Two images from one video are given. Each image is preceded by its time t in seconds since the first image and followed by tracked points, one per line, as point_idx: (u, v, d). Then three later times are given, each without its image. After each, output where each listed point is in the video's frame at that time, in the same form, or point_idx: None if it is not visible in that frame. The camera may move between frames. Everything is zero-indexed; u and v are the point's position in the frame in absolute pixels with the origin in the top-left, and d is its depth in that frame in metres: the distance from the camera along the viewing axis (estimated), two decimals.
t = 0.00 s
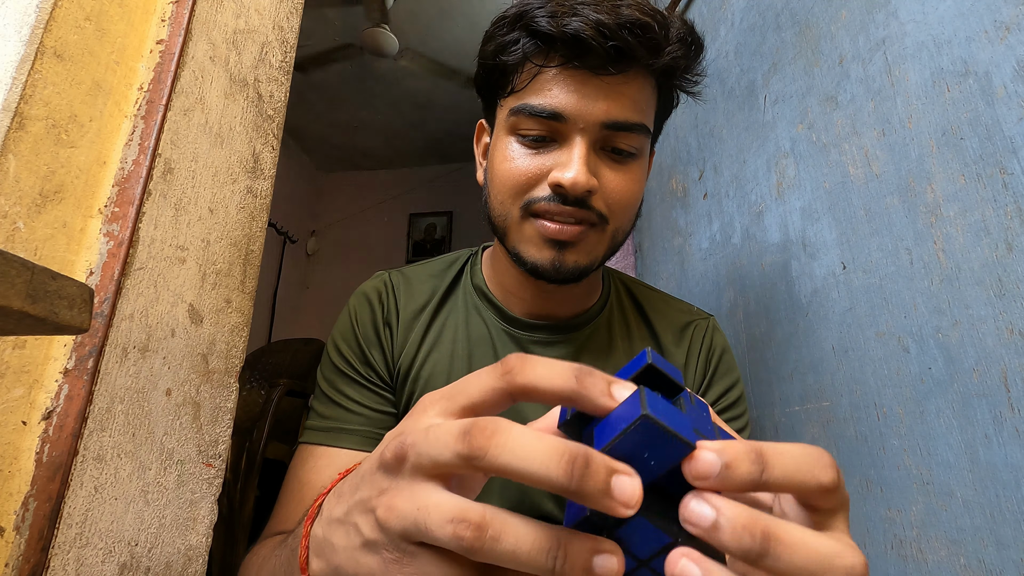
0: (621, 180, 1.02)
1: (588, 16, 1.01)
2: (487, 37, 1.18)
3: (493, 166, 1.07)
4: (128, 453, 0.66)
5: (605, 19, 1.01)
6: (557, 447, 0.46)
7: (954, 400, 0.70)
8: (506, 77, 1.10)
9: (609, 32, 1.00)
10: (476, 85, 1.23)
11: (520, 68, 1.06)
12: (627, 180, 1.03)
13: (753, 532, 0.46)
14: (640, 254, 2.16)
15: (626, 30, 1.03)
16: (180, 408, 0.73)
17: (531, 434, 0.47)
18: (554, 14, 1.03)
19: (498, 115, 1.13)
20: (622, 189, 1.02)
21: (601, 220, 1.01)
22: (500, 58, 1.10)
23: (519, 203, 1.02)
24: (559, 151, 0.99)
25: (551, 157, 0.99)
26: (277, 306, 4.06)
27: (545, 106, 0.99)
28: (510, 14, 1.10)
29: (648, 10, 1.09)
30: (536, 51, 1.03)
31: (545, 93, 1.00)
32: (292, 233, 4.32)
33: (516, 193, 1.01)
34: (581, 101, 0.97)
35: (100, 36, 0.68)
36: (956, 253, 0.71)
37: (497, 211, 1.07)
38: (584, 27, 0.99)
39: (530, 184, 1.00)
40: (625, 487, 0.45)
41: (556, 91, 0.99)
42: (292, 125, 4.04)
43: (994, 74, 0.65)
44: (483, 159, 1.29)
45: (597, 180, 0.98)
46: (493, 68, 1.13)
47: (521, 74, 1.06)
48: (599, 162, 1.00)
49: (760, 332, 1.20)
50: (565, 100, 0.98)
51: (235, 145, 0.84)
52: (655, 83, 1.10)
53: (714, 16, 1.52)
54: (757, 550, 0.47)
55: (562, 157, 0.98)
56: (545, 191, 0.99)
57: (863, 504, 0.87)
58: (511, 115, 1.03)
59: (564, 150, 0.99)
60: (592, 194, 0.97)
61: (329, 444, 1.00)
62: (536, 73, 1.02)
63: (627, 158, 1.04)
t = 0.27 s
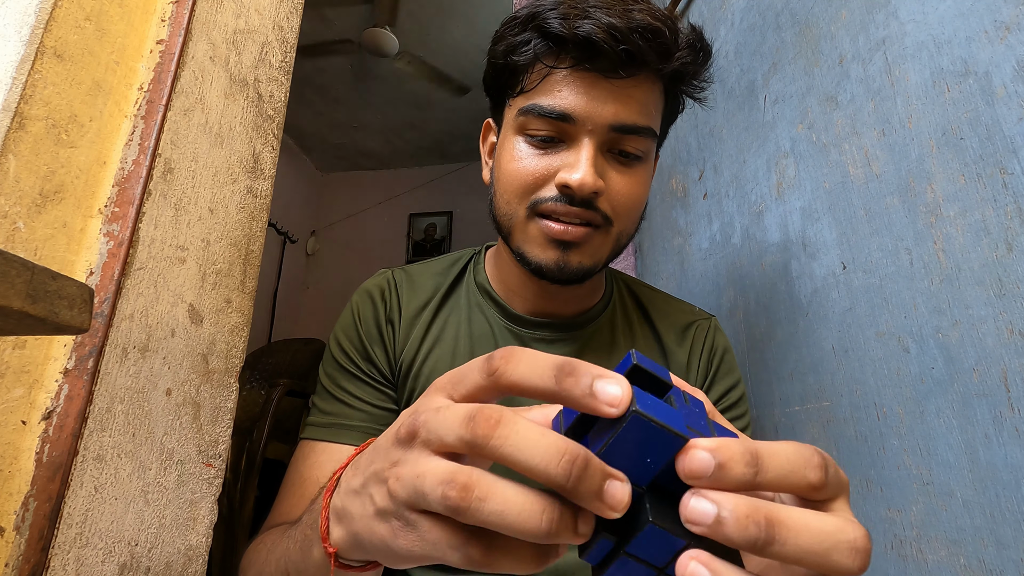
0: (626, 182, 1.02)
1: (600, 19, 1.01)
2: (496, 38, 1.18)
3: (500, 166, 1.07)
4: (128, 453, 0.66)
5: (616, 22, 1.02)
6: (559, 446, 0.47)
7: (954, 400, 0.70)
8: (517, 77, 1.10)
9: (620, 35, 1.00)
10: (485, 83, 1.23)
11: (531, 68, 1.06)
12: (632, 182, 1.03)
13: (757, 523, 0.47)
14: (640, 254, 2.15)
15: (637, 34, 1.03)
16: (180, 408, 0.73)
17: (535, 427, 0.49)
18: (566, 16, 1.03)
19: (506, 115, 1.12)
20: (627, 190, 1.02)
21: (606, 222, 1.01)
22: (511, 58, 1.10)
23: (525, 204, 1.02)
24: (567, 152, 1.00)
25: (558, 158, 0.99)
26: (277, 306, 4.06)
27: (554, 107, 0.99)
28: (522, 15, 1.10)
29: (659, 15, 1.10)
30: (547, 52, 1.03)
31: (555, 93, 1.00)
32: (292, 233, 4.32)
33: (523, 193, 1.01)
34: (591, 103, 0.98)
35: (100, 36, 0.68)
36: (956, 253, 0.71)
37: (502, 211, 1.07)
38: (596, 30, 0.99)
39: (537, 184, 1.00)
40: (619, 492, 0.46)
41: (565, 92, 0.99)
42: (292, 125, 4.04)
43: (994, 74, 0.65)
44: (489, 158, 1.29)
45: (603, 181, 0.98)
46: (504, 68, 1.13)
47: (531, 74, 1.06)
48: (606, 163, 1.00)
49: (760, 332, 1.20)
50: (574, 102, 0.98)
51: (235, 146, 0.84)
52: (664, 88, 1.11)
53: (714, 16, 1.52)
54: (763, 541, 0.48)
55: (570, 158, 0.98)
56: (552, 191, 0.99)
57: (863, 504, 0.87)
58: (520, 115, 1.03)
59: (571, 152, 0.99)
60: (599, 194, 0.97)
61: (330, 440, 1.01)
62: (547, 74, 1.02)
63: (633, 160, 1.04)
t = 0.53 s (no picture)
0: (631, 183, 1.02)
1: (610, 21, 1.01)
2: (505, 37, 1.17)
3: (506, 165, 1.07)
4: (128, 453, 0.66)
5: (627, 24, 1.01)
6: (612, 393, 0.49)
7: (954, 400, 0.70)
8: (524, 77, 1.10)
9: (630, 38, 1.00)
10: (491, 82, 1.23)
11: (539, 68, 1.06)
12: (637, 184, 1.03)
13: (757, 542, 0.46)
14: (640, 254, 2.15)
15: (647, 36, 1.03)
16: (180, 408, 0.73)
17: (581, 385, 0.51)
18: (576, 16, 1.02)
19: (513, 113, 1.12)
20: (632, 192, 1.02)
21: (611, 223, 1.01)
22: (520, 57, 1.10)
23: (531, 202, 1.02)
24: (574, 151, 0.99)
25: (565, 158, 0.99)
26: (277, 306, 4.06)
27: (562, 107, 0.99)
28: (531, 15, 1.09)
29: (671, 19, 1.10)
30: (557, 51, 1.03)
31: (563, 93, 1.00)
32: (292, 233, 4.32)
33: (529, 191, 1.01)
34: (599, 104, 0.98)
35: (100, 36, 0.68)
36: (956, 253, 0.71)
37: (508, 209, 1.07)
38: (606, 31, 0.99)
39: (543, 183, 1.00)
40: (635, 481, 0.47)
41: (574, 93, 0.99)
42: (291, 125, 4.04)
43: (994, 74, 0.65)
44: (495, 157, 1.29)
45: (609, 182, 0.98)
46: (511, 67, 1.12)
47: (539, 74, 1.05)
48: (612, 164, 1.00)
49: (760, 333, 1.20)
50: (582, 103, 0.98)
51: (235, 146, 0.84)
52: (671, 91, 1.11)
53: (714, 16, 1.52)
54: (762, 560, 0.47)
55: (577, 158, 0.98)
56: (558, 191, 0.99)
57: (864, 504, 0.87)
58: (527, 114, 1.03)
59: (579, 152, 0.99)
60: (604, 195, 0.97)
61: (333, 441, 1.01)
62: (555, 74, 1.02)
63: (639, 162, 1.04)
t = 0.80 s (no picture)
0: (634, 182, 1.02)
1: (613, 17, 1.01)
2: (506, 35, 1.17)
3: (508, 163, 1.07)
4: (129, 453, 0.66)
5: (630, 21, 1.01)
6: (569, 495, 0.44)
7: (955, 400, 0.70)
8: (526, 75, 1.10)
9: (633, 34, 1.00)
10: (493, 81, 1.23)
11: (542, 66, 1.06)
12: (639, 183, 1.03)
13: (794, 563, 0.45)
14: (640, 254, 2.15)
15: (650, 33, 1.03)
16: (180, 408, 0.73)
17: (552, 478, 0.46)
18: (579, 13, 1.03)
19: (515, 112, 1.12)
20: (635, 191, 1.02)
21: (614, 221, 1.01)
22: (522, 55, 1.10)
23: (532, 200, 1.02)
24: (577, 149, 0.99)
25: (568, 156, 0.99)
26: (277, 305, 4.06)
27: (565, 105, 0.99)
28: (533, 13, 1.09)
29: (673, 16, 1.10)
30: (559, 49, 1.03)
31: (565, 91, 1.00)
32: (292, 233, 4.32)
33: (531, 189, 1.01)
34: (601, 102, 0.98)
35: (100, 36, 0.68)
36: (956, 253, 0.71)
37: (509, 208, 1.07)
38: (609, 28, 0.99)
39: (546, 181, 1.00)
40: (625, 540, 0.40)
41: (575, 91, 0.99)
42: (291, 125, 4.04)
43: (994, 74, 0.65)
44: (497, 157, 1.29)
45: (611, 180, 0.98)
46: (514, 65, 1.12)
47: (541, 72, 1.05)
48: (614, 162, 1.00)
49: (760, 332, 1.20)
50: (584, 100, 0.98)
51: (235, 145, 0.84)
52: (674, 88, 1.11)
53: (715, 16, 1.52)
54: None
55: (580, 156, 0.98)
56: (560, 189, 0.99)
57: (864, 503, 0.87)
58: (530, 112, 1.03)
59: (581, 149, 0.99)
60: (606, 193, 0.97)
61: (337, 444, 1.02)
62: (558, 72, 1.02)
63: (641, 160, 1.03)
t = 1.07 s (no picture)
0: (629, 180, 1.02)
1: (604, 15, 1.01)
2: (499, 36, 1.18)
3: (503, 164, 1.07)
4: (129, 453, 0.66)
5: (621, 18, 1.01)
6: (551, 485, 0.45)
7: (954, 400, 0.70)
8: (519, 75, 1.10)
9: (624, 31, 1.00)
10: (489, 82, 1.23)
11: (534, 66, 1.06)
12: (636, 180, 1.03)
13: (794, 495, 0.47)
14: (640, 254, 2.15)
15: (641, 30, 1.03)
16: (180, 408, 0.73)
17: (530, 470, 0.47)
18: (570, 12, 1.03)
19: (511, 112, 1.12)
20: (631, 188, 1.02)
21: (611, 219, 1.01)
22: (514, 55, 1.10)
23: (528, 200, 1.02)
24: (570, 148, 0.99)
25: (562, 154, 0.99)
26: (277, 305, 4.06)
27: (558, 104, 0.99)
28: (524, 13, 1.10)
29: (665, 12, 1.10)
30: (551, 48, 1.03)
31: (558, 90, 1.00)
32: (292, 233, 4.32)
33: (527, 189, 1.01)
34: (594, 100, 0.98)
35: (100, 36, 0.68)
36: (956, 253, 0.71)
37: (505, 208, 1.07)
38: (600, 25, 0.99)
39: (541, 180, 1.00)
40: (607, 534, 0.43)
41: (568, 89, 0.99)
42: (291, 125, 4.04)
43: (994, 74, 0.65)
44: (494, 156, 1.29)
45: (607, 178, 0.98)
46: (507, 65, 1.12)
47: (535, 71, 1.06)
48: (609, 160, 1.00)
49: (760, 332, 1.20)
50: (577, 98, 0.98)
51: (235, 145, 0.84)
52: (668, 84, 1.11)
53: (714, 16, 1.52)
54: (799, 516, 0.48)
55: (573, 154, 0.98)
56: (556, 188, 0.99)
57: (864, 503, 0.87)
58: (524, 112, 1.03)
59: (576, 148, 0.99)
60: (602, 191, 0.97)
61: (339, 447, 1.02)
62: (550, 71, 1.03)
63: (637, 158, 1.04)
